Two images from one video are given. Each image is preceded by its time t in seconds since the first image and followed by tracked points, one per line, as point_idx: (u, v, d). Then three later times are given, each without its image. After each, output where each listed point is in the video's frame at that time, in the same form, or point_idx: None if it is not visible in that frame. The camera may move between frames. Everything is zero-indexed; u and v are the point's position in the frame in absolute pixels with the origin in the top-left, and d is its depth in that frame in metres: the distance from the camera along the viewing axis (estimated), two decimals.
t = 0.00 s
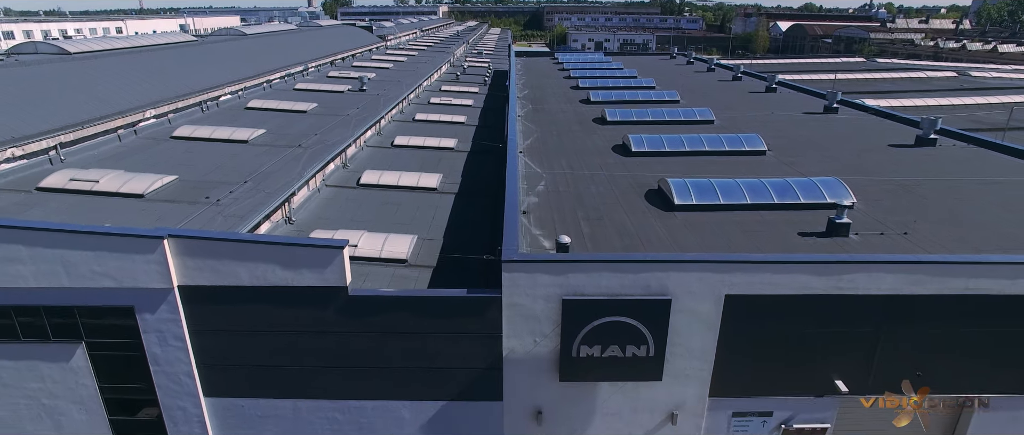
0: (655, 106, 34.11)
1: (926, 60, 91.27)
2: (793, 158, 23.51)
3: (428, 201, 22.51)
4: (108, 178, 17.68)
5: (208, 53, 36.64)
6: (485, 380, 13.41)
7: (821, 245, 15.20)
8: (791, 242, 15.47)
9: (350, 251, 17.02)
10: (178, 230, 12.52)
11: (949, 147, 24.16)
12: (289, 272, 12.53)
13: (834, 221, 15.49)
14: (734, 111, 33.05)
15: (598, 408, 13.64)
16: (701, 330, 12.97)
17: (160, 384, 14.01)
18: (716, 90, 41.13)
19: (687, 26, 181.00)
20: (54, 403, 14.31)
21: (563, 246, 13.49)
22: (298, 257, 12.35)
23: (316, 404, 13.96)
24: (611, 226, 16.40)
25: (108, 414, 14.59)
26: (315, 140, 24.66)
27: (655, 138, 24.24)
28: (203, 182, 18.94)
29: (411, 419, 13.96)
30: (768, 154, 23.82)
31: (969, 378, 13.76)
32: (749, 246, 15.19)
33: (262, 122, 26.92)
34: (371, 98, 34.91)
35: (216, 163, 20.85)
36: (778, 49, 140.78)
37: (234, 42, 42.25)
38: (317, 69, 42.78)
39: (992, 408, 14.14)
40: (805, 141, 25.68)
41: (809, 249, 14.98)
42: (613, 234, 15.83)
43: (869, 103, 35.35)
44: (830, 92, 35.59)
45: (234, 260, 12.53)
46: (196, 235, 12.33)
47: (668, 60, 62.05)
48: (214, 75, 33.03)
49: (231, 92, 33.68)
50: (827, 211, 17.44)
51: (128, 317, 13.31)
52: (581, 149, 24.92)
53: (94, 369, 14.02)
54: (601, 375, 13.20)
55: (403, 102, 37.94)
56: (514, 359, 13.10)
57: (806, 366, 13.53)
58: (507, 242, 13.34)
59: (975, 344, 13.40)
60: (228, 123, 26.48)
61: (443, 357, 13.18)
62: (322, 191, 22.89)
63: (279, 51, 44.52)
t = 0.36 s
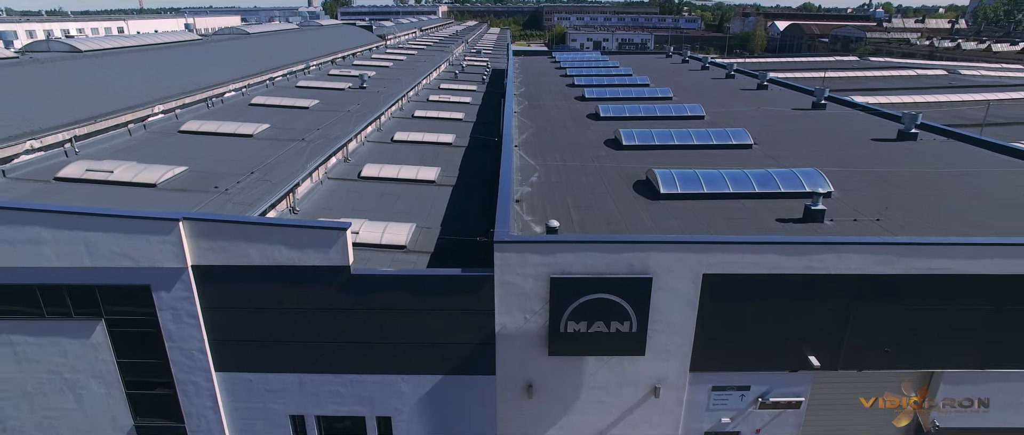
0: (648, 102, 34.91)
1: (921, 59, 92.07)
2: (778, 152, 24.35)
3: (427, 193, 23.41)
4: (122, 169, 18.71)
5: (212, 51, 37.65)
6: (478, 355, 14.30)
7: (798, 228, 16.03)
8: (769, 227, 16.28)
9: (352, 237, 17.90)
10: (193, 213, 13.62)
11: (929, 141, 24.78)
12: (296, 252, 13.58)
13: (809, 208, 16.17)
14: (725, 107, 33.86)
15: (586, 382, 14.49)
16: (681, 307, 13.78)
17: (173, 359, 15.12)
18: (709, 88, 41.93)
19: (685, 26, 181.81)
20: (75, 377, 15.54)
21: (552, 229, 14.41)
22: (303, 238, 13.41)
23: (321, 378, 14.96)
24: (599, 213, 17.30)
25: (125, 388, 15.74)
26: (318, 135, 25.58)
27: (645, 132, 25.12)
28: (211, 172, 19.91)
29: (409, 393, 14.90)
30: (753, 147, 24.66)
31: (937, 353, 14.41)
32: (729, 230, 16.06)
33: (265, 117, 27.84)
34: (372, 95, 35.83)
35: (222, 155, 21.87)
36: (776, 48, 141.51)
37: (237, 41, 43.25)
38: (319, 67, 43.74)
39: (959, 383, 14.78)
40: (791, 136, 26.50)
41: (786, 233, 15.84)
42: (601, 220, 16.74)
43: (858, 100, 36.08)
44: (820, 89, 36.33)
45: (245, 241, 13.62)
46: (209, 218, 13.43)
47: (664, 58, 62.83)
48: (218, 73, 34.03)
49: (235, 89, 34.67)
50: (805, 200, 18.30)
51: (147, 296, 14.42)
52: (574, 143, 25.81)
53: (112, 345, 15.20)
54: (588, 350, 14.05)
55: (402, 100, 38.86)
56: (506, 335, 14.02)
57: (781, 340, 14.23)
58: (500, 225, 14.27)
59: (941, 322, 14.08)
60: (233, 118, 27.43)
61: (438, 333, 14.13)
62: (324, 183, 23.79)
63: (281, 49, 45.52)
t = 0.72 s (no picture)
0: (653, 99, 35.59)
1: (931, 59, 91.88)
2: (775, 147, 25.05)
3: (436, 185, 24.39)
4: (148, 159, 19.93)
5: (230, 50, 39.03)
6: (482, 333, 15.26)
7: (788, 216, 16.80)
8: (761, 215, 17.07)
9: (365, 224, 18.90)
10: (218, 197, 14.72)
11: (925, 137, 25.11)
12: (312, 234, 14.63)
13: (798, 197, 16.92)
14: (727, 105, 34.52)
15: (583, 359, 15.38)
16: (673, 288, 14.57)
17: (198, 334, 16.39)
18: (714, 86, 42.55)
19: (695, 26, 181.76)
20: (106, 351, 16.95)
21: (552, 216, 15.32)
22: (320, 221, 14.42)
23: (336, 353, 16.04)
24: (599, 202, 18.21)
25: (152, 362, 17.04)
26: (331, 129, 26.67)
27: (647, 128, 26.01)
28: (231, 163, 21.04)
29: (417, 368, 15.92)
30: (752, 143, 25.39)
31: (921, 336, 14.95)
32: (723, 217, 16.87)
33: (280, 112, 28.99)
34: (383, 92, 36.93)
35: (240, 147, 23.07)
36: (785, 48, 141.28)
37: (253, 39, 44.60)
38: (332, 65, 44.99)
39: (944, 365, 15.28)
40: (790, 132, 27.15)
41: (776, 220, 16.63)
42: (600, 209, 17.64)
43: (861, 98, 36.51)
44: (822, 88, 36.82)
45: (266, 224, 14.70)
46: (233, 201, 14.55)
47: (672, 58, 63.41)
48: (235, 70, 35.36)
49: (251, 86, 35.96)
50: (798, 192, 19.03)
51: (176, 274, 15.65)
52: (578, 138, 26.68)
53: (141, 322, 16.53)
54: (585, 328, 14.92)
55: (412, 97, 39.94)
56: (508, 313, 14.97)
57: (769, 321, 14.89)
58: (503, 210, 15.21)
59: (924, 305, 14.62)
60: (250, 112, 28.62)
61: (444, 311, 15.12)
62: (338, 175, 24.86)
63: (296, 48, 46.88)
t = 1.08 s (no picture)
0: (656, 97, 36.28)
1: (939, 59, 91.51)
2: (772, 142, 25.78)
3: (444, 177, 25.38)
4: (170, 150, 21.06)
5: (245, 48, 40.35)
6: (485, 312, 16.24)
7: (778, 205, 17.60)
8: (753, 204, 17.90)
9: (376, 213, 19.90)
10: (241, 184, 15.87)
11: (919, 133, 25.62)
12: (327, 218, 15.75)
13: (787, 187, 17.53)
14: (729, 102, 35.21)
15: (581, 339, 16.30)
16: (666, 271, 15.42)
17: (218, 313, 17.56)
18: (717, 84, 43.19)
19: (704, 25, 181.47)
20: (134, 329, 18.32)
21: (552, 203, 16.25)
22: (336, 206, 15.55)
23: (348, 331, 17.12)
24: (598, 192, 19.11)
25: (175, 340, 18.28)
26: (343, 123, 27.74)
27: (648, 123, 26.83)
28: (248, 154, 22.15)
29: (424, 345, 16.94)
30: (749, 138, 26.14)
31: (905, 320, 15.56)
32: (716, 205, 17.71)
33: (293, 107, 30.10)
34: (393, 90, 38.02)
35: (257, 139, 24.20)
36: (794, 48, 140.93)
37: (267, 38, 45.92)
38: (343, 63, 46.14)
39: (929, 348, 15.83)
40: (787, 128, 27.84)
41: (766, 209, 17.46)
42: (599, 198, 18.55)
43: (862, 96, 36.99)
44: (824, 86, 37.35)
45: (285, 209, 15.84)
46: (255, 188, 15.71)
47: (678, 57, 63.96)
48: (250, 68, 36.64)
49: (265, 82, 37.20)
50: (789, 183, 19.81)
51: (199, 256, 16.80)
52: (581, 134, 27.56)
53: (165, 301, 17.76)
54: (582, 308, 15.83)
55: (422, 94, 40.99)
56: (510, 293, 15.93)
57: (756, 304, 15.66)
58: (505, 197, 16.18)
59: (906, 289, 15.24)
60: (265, 107, 29.80)
61: (449, 291, 16.13)
62: (349, 167, 25.91)
63: (308, 46, 48.13)
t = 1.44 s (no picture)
0: (663, 96, 37.05)
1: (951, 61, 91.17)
2: (772, 139, 26.51)
3: (454, 172, 26.42)
4: (195, 143, 22.30)
5: (264, 48, 41.82)
6: (492, 296, 17.26)
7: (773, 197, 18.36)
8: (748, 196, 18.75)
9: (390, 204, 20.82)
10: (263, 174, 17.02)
11: (918, 132, 26.15)
12: (344, 206, 16.84)
13: (782, 181, 17.94)
14: (734, 102, 35.88)
15: (582, 323, 17.20)
16: (663, 258, 16.24)
17: (242, 296, 18.84)
18: (724, 85, 43.82)
19: (716, 27, 181.27)
20: (161, 311, 19.95)
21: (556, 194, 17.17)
22: (351, 194, 16.60)
23: (363, 314, 18.28)
24: (600, 185, 20.06)
25: (199, 321, 19.78)
26: (358, 120, 28.91)
27: (652, 121, 27.67)
28: (269, 148, 23.34)
29: (434, 327, 18.03)
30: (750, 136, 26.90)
31: (894, 308, 16.18)
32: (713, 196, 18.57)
33: (310, 105, 31.30)
34: (405, 89, 39.21)
35: (276, 134, 25.31)
36: (805, 50, 140.54)
37: (285, 38, 47.39)
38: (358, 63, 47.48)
39: (917, 334, 16.49)
40: (789, 127, 28.54)
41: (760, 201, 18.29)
42: (601, 190, 19.47)
43: (866, 97, 37.47)
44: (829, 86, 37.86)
45: (305, 197, 16.95)
46: (277, 177, 16.83)
47: (687, 58, 64.54)
48: (268, 67, 38.06)
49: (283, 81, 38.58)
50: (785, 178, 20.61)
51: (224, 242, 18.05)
52: (587, 131, 28.47)
53: (191, 284, 19.19)
54: (583, 293, 16.74)
55: (434, 93, 42.14)
56: (515, 279, 16.88)
57: (750, 290, 16.41)
58: (512, 188, 17.14)
59: (896, 277, 15.86)
60: (283, 104, 31.10)
61: (458, 276, 17.17)
62: (363, 162, 27.05)
63: (324, 46, 49.56)
